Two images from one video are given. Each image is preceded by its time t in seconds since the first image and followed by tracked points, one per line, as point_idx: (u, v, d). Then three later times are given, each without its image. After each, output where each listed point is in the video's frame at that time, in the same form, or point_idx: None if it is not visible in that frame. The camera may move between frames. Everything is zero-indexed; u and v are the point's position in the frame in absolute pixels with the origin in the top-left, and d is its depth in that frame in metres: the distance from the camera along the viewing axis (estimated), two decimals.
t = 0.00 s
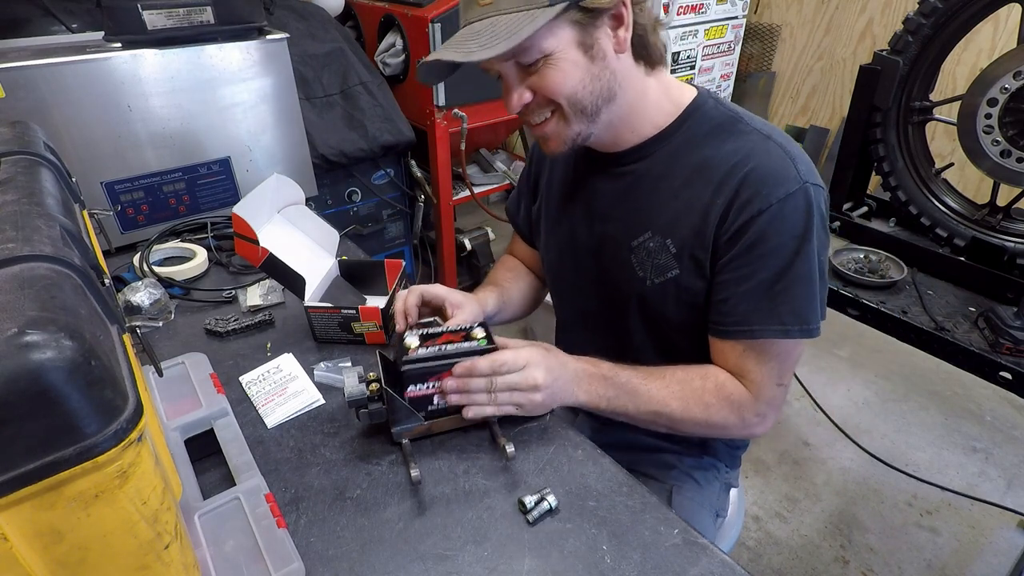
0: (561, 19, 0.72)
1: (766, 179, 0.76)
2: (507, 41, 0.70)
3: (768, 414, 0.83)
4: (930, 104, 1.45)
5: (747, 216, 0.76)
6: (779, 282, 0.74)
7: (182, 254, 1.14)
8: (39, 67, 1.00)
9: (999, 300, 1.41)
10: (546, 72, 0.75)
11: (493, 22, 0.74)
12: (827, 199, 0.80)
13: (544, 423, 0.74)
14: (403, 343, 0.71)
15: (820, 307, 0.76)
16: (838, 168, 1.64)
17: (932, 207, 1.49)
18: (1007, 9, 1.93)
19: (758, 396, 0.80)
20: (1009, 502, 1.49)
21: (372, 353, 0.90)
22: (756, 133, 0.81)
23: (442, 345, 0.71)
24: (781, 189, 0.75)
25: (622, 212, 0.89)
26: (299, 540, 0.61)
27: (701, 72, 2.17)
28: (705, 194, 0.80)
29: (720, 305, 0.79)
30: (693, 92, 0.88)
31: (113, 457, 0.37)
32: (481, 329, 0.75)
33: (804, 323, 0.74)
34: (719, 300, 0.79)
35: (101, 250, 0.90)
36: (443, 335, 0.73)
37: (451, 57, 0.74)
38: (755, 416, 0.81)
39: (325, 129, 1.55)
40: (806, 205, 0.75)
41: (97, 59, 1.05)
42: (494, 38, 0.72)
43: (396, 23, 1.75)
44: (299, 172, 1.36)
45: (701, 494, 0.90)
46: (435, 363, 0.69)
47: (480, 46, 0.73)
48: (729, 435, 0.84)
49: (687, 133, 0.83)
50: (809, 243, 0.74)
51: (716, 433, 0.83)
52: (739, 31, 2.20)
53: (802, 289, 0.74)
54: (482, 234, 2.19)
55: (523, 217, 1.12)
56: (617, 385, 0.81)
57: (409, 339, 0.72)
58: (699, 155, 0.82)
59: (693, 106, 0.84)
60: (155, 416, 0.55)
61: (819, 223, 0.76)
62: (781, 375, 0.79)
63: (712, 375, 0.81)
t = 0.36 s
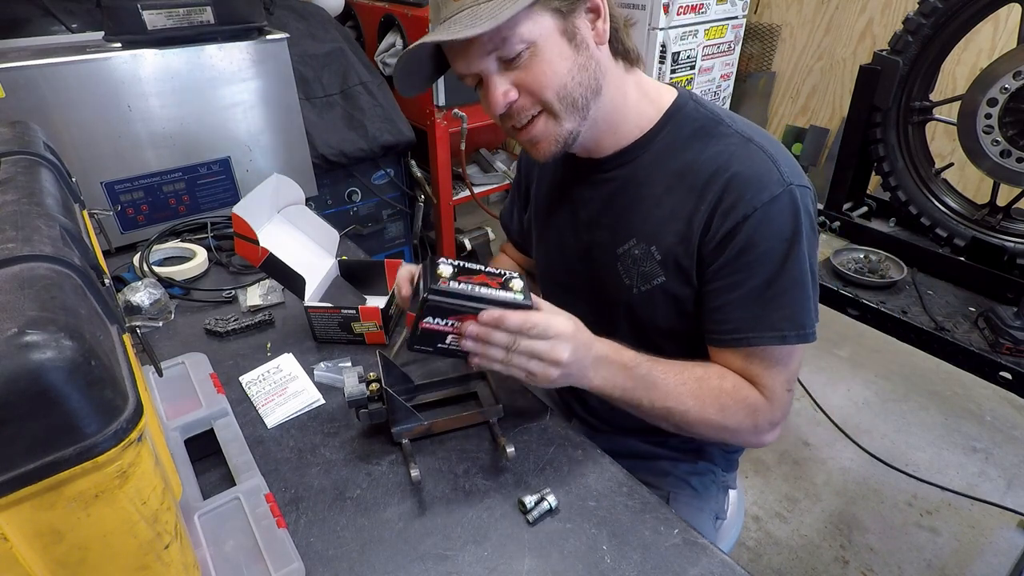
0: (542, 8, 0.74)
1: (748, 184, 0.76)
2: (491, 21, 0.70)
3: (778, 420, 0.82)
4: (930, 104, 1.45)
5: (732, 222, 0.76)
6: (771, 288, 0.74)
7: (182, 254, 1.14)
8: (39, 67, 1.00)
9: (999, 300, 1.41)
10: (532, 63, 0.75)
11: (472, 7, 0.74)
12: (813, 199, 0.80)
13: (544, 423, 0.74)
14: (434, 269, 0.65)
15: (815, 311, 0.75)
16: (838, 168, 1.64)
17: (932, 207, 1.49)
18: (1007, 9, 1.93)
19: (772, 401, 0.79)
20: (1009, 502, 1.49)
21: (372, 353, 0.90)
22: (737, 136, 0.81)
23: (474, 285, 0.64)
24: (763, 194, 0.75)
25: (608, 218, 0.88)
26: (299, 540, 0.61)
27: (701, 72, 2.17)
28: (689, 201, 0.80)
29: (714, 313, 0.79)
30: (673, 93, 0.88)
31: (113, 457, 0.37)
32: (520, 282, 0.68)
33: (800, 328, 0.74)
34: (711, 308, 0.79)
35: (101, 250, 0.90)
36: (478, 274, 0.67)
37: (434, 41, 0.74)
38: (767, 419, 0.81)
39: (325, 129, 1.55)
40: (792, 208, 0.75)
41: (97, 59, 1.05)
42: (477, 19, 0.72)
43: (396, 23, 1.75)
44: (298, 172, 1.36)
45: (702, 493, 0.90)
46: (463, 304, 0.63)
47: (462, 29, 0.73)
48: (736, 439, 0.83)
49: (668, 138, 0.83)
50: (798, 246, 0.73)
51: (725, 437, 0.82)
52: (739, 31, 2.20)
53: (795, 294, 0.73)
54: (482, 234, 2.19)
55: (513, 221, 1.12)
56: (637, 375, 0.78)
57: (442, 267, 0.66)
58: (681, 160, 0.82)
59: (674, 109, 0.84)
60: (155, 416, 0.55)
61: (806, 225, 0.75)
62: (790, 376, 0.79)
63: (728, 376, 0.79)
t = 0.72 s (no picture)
0: (566, 5, 0.73)
1: (773, 182, 0.76)
2: (514, 18, 0.70)
3: (793, 420, 0.82)
4: (930, 103, 1.45)
5: (755, 220, 0.76)
6: (792, 287, 0.74)
7: (182, 254, 1.14)
8: (39, 66, 1.00)
9: (999, 300, 1.41)
10: (553, 60, 0.75)
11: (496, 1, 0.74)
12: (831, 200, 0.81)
13: (544, 423, 0.74)
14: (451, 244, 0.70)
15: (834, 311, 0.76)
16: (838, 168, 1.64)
17: (932, 206, 1.49)
18: (1007, 9, 1.94)
19: (788, 398, 0.79)
20: (1009, 502, 1.49)
21: (372, 353, 0.90)
22: (760, 135, 0.81)
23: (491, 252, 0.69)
24: (787, 192, 0.75)
25: (626, 215, 0.88)
26: (299, 540, 0.61)
27: (701, 72, 2.17)
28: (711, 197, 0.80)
29: (733, 312, 0.78)
30: (696, 92, 0.88)
31: (113, 457, 0.37)
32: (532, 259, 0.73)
33: (821, 327, 0.74)
34: (731, 306, 0.79)
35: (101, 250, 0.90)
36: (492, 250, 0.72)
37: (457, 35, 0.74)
38: (782, 418, 0.80)
39: (325, 129, 1.55)
40: (814, 208, 0.75)
41: (97, 59, 1.04)
42: (500, 15, 0.72)
43: (397, 23, 1.75)
44: (299, 172, 1.36)
45: (701, 494, 0.91)
46: (484, 262, 0.67)
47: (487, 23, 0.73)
48: (749, 438, 0.82)
49: (690, 136, 0.83)
50: (820, 246, 0.74)
51: (738, 435, 0.82)
52: (739, 31, 2.20)
53: (816, 293, 0.73)
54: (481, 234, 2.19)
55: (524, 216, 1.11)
56: (653, 361, 0.78)
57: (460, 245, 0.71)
58: (703, 158, 0.82)
59: (697, 107, 0.84)
60: (155, 416, 0.55)
61: (828, 225, 0.76)
62: (807, 373, 0.79)
63: (744, 371, 0.79)
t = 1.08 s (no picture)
0: (559, 27, 0.72)
1: (776, 184, 0.76)
2: (506, 55, 0.70)
3: (798, 422, 0.82)
4: (930, 104, 1.45)
5: (758, 223, 0.76)
6: (796, 289, 0.74)
7: (182, 254, 1.14)
8: (38, 67, 1.00)
9: (999, 300, 1.41)
10: (550, 80, 0.75)
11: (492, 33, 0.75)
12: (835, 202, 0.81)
13: (544, 423, 0.74)
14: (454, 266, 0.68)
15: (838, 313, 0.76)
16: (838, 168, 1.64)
17: (932, 207, 1.49)
18: (1007, 9, 1.94)
19: (794, 401, 0.79)
20: (1009, 502, 1.49)
21: (372, 353, 0.90)
22: (763, 137, 0.81)
23: (495, 276, 0.66)
24: (790, 194, 0.75)
25: (628, 217, 0.88)
26: (299, 540, 0.61)
27: (701, 72, 2.17)
28: (713, 199, 0.80)
29: (737, 314, 0.79)
30: (698, 93, 0.88)
31: (113, 457, 0.37)
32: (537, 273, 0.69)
33: (826, 329, 0.74)
34: (735, 308, 0.79)
35: (101, 250, 0.90)
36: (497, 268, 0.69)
37: (450, 76, 0.74)
38: (787, 421, 0.80)
39: (325, 129, 1.55)
40: (817, 210, 0.75)
41: (97, 59, 1.05)
42: (493, 51, 0.72)
43: (397, 23, 1.75)
44: (299, 172, 1.36)
45: (701, 495, 0.91)
46: (485, 292, 0.65)
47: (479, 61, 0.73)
48: (755, 441, 0.82)
49: (692, 138, 0.83)
50: (823, 248, 0.74)
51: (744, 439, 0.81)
52: (739, 31, 2.20)
53: (820, 296, 0.73)
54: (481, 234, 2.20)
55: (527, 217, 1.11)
56: (661, 370, 0.76)
57: (460, 264, 0.68)
58: (705, 160, 0.82)
59: (700, 108, 0.84)
60: (154, 416, 0.55)
61: (831, 227, 0.76)
62: (811, 376, 0.79)
63: (749, 374, 0.79)
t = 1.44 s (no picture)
0: (540, 39, 0.72)
1: (750, 181, 0.76)
2: (485, 73, 0.71)
3: (779, 416, 0.82)
4: (930, 104, 1.45)
5: (734, 220, 0.76)
6: (773, 286, 0.74)
7: (182, 254, 1.14)
8: (38, 67, 1.00)
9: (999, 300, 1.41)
10: (531, 91, 0.75)
11: (471, 44, 0.74)
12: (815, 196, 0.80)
13: (545, 424, 0.74)
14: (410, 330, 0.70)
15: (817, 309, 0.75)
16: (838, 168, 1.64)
17: (932, 207, 1.49)
18: (1007, 9, 1.93)
19: (771, 398, 0.79)
20: (1009, 502, 1.49)
21: (372, 353, 0.90)
22: (740, 134, 0.81)
23: (449, 337, 0.69)
24: (765, 191, 0.75)
25: (610, 217, 0.88)
26: (299, 540, 0.61)
27: (701, 72, 2.17)
28: (691, 198, 0.80)
29: (717, 312, 0.79)
30: (677, 93, 0.88)
31: (113, 457, 0.37)
32: (490, 320, 0.72)
33: (803, 325, 0.74)
34: (715, 306, 0.79)
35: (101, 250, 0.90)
36: (451, 324, 0.71)
37: (429, 91, 0.74)
38: (766, 417, 0.81)
39: (325, 129, 1.55)
40: (793, 206, 0.74)
41: (97, 59, 1.05)
42: (471, 67, 0.72)
43: (396, 23, 1.75)
44: (299, 172, 1.36)
45: (698, 495, 0.91)
46: (443, 357, 0.67)
47: (459, 76, 0.73)
48: (736, 437, 0.83)
49: (669, 138, 0.83)
50: (800, 244, 0.73)
51: (724, 437, 0.82)
52: (739, 31, 2.20)
53: (797, 292, 0.73)
54: (481, 234, 2.20)
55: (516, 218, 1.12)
56: (628, 383, 0.78)
57: (415, 328, 0.70)
58: (683, 160, 0.82)
59: (677, 108, 0.84)
60: (155, 416, 0.55)
61: (809, 222, 0.75)
62: (789, 373, 0.79)
63: (723, 375, 0.80)
